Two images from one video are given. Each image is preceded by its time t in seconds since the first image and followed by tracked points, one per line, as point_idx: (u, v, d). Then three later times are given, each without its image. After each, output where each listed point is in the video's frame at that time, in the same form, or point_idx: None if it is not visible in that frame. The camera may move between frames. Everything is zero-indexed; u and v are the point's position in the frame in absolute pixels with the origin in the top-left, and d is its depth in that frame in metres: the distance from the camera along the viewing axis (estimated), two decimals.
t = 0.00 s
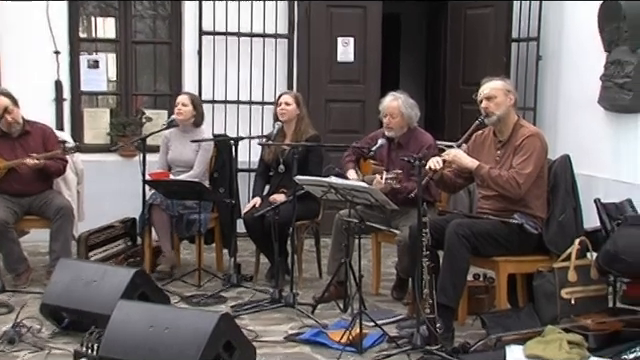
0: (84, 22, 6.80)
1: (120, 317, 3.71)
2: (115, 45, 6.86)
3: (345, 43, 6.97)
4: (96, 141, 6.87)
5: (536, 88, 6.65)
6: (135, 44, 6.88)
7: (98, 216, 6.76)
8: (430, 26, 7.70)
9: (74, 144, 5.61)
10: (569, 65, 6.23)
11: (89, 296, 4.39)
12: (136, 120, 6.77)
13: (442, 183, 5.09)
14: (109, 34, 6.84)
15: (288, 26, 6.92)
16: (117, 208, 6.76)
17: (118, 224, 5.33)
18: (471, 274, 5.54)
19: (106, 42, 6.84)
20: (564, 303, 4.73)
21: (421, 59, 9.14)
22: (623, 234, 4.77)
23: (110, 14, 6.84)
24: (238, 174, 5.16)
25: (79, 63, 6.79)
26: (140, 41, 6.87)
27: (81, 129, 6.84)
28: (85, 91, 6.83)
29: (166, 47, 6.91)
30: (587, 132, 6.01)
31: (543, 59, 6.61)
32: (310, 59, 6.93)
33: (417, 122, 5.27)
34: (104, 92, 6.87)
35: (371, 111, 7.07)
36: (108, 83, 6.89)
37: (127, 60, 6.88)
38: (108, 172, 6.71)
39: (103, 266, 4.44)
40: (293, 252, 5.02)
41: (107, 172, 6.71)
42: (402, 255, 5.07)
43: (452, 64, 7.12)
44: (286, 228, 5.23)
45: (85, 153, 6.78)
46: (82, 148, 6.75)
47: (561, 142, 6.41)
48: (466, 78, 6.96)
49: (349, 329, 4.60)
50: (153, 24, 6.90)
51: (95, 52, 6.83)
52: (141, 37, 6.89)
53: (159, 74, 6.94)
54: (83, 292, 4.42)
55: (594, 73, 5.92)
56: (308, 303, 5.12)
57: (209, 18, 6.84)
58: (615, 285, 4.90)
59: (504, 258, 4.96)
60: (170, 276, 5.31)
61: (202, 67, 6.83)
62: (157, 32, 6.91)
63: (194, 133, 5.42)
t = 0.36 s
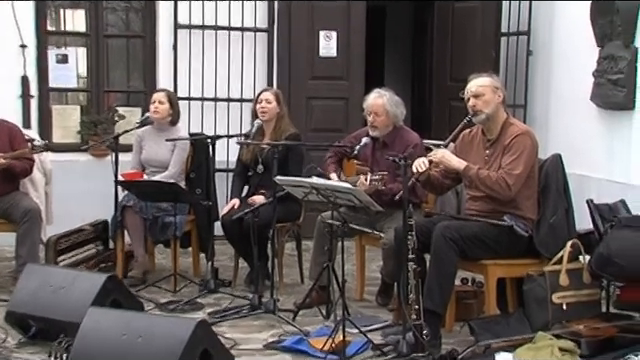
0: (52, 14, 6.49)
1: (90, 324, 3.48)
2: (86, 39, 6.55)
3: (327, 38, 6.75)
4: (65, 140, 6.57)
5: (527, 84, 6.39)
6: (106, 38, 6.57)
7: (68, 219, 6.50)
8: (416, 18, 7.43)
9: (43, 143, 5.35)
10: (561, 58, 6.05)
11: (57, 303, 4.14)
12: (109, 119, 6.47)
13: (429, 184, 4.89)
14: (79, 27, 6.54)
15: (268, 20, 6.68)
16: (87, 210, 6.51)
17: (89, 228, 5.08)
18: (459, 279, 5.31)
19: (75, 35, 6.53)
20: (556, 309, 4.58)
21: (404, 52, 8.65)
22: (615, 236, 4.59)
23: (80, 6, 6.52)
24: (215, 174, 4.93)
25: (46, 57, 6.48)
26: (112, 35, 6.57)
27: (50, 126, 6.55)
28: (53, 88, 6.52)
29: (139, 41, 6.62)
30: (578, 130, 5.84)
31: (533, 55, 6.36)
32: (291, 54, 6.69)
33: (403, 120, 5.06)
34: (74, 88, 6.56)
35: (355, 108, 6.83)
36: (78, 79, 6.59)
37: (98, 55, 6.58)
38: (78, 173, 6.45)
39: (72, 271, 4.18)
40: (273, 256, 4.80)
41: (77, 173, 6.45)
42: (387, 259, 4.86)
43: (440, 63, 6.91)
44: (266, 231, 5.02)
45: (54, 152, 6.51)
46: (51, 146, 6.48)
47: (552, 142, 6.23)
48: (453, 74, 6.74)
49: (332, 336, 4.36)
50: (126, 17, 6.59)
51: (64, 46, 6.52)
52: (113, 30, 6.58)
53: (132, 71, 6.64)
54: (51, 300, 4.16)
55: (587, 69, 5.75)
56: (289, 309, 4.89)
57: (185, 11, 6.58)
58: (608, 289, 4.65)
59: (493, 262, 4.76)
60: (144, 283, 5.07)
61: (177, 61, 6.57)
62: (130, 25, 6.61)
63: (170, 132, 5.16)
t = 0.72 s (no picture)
0: (16, 12, 6.20)
1: (57, 338, 3.24)
2: (53, 38, 6.27)
3: (307, 37, 6.51)
4: (31, 144, 6.29)
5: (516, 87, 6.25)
6: (74, 37, 6.30)
7: (33, 227, 6.22)
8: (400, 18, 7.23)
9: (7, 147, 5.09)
10: (551, 58, 5.87)
11: (20, 317, 3.83)
12: (76, 121, 6.19)
13: (413, 189, 4.68)
14: (45, 25, 6.26)
15: (245, 19, 6.45)
16: (53, 218, 6.24)
17: (56, 237, 4.84)
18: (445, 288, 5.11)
19: (41, 34, 6.24)
20: (545, 320, 4.40)
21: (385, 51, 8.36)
22: (606, 243, 4.44)
23: (45, 3, 6.25)
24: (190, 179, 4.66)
25: (10, 57, 6.19)
26: (80, 33, 6.30)
27: (15, 129, 6.25)
28: (17, 89, 6.23)
29: (109, 40, 6.36)
30: (568, 132, 5.68)
31: (521, 55, 6.20)
32: (269, 53, 6.45)
33: (386, 123, 4.84)
34: (40, 90, 6.27)
35: (335, 110, 6.57)
36: (45, 80, 6.30)
37: (65, 55, 6.28)
38: (44, 179, 6.18)
39: (38, 283, 3.88)
40: (251, 265, 4.58)
41: (43, 178, 6.18)
42: (369, 268, 4.66)
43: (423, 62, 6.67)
44: (242, 240, 4.79)
45: (18, 158, 6.23)
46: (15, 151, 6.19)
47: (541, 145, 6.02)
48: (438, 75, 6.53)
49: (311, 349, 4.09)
50: (94, 14, 6.33)
51: (29, 45, 6.23)
52: (81, 29, 6.32)
53: (102, 71, 6.37)
54: (14, 313, 3.85)
55: (577, 70, 5.60)
56: (267, 321, 4.66)
57: (157, 9, 6.35)
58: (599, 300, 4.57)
59: (481, 271, 4.57)
60: (114, 294, 4.83)
61: (149, 60, 6.32)
62: (99, 24, 6.35)
63: (141, 135, 4.96)
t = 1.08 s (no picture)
0: None
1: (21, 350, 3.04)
2: (16, 34, 5.99)
3: (286, 34, 6.20)
4: None
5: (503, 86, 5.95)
6: (39, 34, 6.03)
7: None
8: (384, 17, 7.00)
9: None
10: (543, 55, 5.63)
11: None
12: (42, 123, 5.87)
13: (397, 194, 4.45)
14: (8, 21, 5.98)
15: (220, 15, 6.16)
16: (15, 224, 5.95)
17: (20, 245, 4.52)
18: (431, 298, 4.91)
19: (4, 30, 5.97)
20: (536, 330, 4.20)
21: (368, 47, 7.97)
22: (598, 251, 4.25)
23: None
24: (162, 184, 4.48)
25: None
26: (45, 29, 6.02)
27: None
28: None
29: (77, 37, 6.09)
30: (559, 134, 5.49)
31: (510, 54, 5.91)
32: (246, 51, 6.15)
33: (369, 125, 4.63)
34: (3, 89, 5.99)
35: (316, 110, 6.28)
36: (8, 79, 6.01)
37: (29, 52, 6.01)
38: (6, 183, 5.89)
39: None
40: (227, 274, 4.34)
41: (5, 182, 5.89)
42: (351, 277, 4.45)
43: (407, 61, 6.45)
44: (218, 249, 4.56)
45: None
46: None
47: (531, 146, 5.80)
48: (423, 75, 6.31)
49: None
50: (61, 9, 6.06)
51: None
52: (47, 24, 6.04)
53: (69, 69, 6.10)
54: None
55: (567, 69, 5.41)
56: (244, 334, 4.41)
57: (129, 5, 6.06)
58: (592, 309, 4.39)
59: (468, 279, 4.36)
60: (82, 305, 4.58)
61: (120, 55, 6.03)
62: (66, 19, 6.08)
63: (109, 137, 4.73)
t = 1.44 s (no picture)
0: None
1: None
2: None
3: (266, 29, 5.96)
4: None
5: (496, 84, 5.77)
6: (3, 28, 5.73)
7: None
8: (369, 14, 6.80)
9: None
10: (536, 53, 5.48)
11: None
12: (7, 123, 5.31)
13: (383, 197, 4.23)
14: None
15: (196, 9, 5.87)
16: None
17: None
18: (418, 307, 4.70)
19: None
20: (529, 341, 4.01)
21: (353, 45, 7.68)
22: (594, 257, 4.05)
23: None
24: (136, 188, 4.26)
25: None
26: (9, 24, 5.72)
27: None
28: None
29: (44, 32, 5.79)
30: (553, 135, 5.30)
31: (501, 50, 5.74)
32: (223, 48, 5.91)
33: (353, 125, 4.41)
34: None
35: (297, 110, 6.03)
36: None
37: None
38: None
39: None
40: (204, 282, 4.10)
41: None
42: (335, 285, 4.23)
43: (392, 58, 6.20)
44: (194, 256, 4.32)
45: None
46: None
47: (522, 147, 5.63)
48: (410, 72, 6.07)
49: None
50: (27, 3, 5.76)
51: None
52: (12, 18, 5.74)
53: (36, 66, 5.80)
54: None
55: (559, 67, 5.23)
56: (222, 345, 4.16)
57: None
58: (587, 318, 4.20)
59: (457, 287, 4.15)
60: (49, 317, 4.32)
61: (90, 52, 5.74)
62: (33, 13, 5.78)
63: (79, 138, 4.49)
